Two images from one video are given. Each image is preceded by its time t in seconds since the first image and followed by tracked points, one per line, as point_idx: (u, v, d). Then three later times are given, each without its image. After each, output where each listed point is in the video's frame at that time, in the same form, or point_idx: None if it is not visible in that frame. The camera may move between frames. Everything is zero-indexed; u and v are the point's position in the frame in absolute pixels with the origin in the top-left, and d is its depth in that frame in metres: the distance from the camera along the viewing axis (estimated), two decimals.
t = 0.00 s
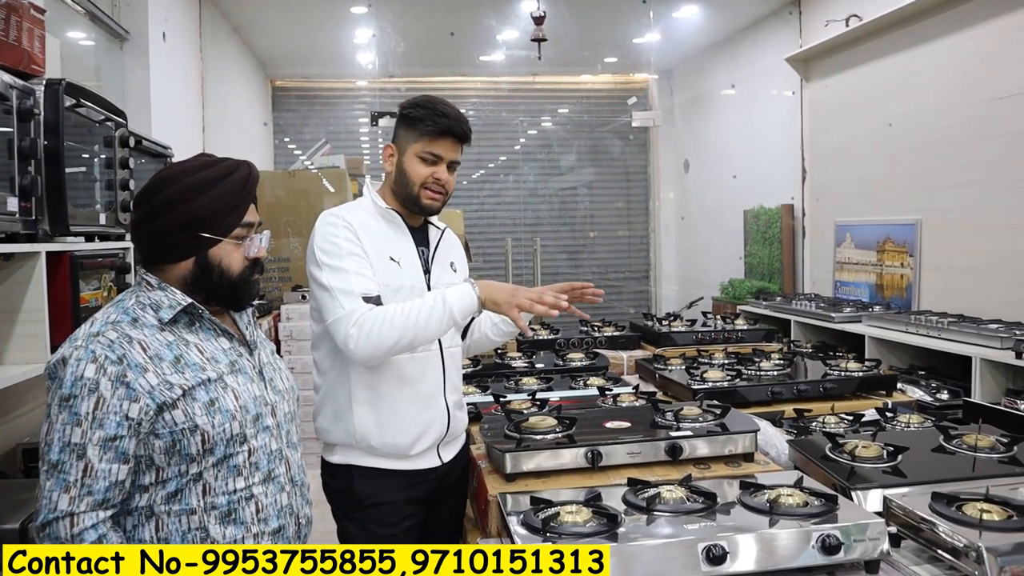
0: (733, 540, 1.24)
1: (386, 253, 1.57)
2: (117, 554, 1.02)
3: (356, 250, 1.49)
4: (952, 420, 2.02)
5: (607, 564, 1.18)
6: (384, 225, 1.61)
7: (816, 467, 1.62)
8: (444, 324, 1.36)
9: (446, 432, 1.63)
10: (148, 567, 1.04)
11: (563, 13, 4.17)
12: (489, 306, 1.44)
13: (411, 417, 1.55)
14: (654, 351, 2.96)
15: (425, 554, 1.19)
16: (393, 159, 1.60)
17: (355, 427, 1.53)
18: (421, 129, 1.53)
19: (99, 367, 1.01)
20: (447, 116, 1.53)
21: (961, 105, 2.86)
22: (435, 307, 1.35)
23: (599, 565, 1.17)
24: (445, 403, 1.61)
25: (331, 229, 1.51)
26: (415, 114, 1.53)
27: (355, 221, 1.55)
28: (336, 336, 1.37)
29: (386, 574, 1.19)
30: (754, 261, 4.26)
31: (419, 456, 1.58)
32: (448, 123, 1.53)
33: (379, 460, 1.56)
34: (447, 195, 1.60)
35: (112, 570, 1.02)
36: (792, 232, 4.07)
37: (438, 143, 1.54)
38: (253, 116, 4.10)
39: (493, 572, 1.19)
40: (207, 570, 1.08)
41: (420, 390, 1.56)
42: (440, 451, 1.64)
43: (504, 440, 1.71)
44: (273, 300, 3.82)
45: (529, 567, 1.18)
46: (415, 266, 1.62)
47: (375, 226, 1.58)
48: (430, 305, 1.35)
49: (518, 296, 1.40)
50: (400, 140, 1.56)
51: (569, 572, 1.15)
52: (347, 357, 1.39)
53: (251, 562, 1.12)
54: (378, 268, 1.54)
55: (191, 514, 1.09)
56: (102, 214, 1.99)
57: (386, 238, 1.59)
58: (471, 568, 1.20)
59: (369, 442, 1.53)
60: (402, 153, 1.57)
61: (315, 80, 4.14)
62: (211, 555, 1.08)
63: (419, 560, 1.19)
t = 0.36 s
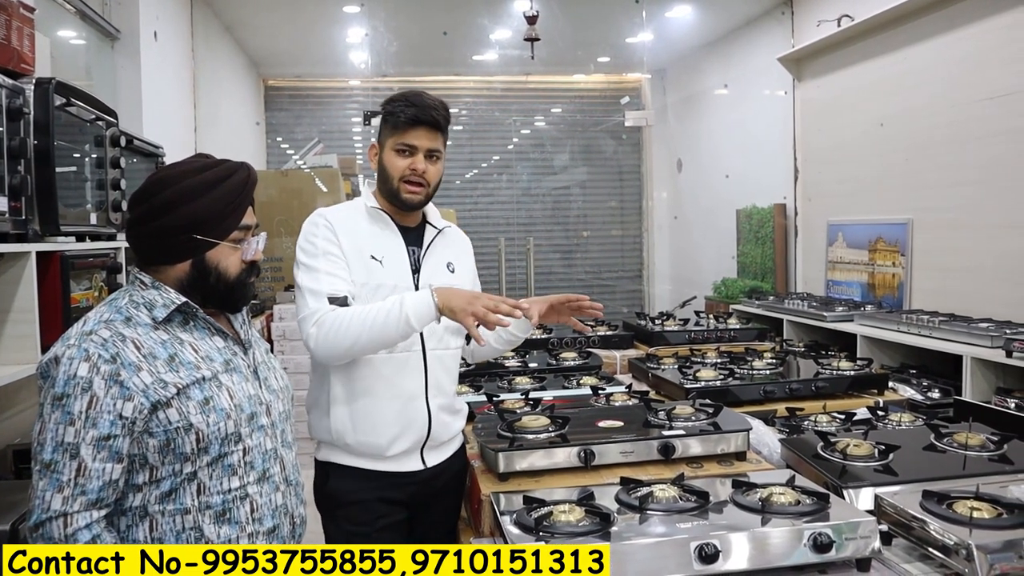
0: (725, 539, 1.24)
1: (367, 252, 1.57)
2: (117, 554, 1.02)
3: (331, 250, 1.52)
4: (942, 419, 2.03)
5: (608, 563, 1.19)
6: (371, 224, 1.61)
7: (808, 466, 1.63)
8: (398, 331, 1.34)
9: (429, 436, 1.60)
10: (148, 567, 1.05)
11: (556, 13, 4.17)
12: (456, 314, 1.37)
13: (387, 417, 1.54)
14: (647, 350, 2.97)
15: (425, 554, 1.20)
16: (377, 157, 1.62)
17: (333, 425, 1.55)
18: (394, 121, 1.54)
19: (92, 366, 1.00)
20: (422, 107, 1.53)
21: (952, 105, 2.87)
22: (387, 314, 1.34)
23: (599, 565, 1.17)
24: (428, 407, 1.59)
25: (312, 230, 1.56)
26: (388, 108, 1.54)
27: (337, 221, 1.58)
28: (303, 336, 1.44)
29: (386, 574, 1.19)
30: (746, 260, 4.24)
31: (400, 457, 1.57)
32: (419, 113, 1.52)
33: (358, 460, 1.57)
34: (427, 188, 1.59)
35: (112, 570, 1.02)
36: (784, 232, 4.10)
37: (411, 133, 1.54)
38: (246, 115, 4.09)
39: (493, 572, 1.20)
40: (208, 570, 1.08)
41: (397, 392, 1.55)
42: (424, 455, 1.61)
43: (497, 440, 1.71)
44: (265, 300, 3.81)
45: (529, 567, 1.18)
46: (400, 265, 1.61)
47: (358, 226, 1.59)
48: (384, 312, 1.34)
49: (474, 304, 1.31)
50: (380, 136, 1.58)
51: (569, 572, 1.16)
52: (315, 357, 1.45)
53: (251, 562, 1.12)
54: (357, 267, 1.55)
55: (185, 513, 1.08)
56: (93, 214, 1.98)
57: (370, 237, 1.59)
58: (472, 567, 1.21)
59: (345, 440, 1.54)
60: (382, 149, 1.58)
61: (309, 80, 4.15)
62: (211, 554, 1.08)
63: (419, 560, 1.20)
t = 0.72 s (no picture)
0: (720, 538, 1.24)
1: (353, 257, 1.59)
2: (117, 554, 1.03)
3: (310, 261, 1.56)
4: (936, 418, 2.03)
5: (608, 563, 1.21)
6: (359, 227, 1.62)
7: (802, 465, 1.63)
8: (361, 345, 1.44)
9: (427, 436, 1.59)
10: (148, 567, 1.05)
11: (551, 12, 4.17)
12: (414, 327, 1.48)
13: (383, 418, 1.55)
14: (642, 350, 2.97)
15: (425, 554, 1.24)
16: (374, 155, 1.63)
17: (330, 426, 1.57)
18: (393, 119, 1.55)
19: (88, 366, 1.00)
20: (419, 105, 1.54)
21: (945, 105, 2.88)
22: (349, 331, 1.43)
23: (599, 565, 1.19)
24: (424, 407, 1.59)
25: (297, 241, 1.60)
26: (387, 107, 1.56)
27: (321, 228, 1.60)
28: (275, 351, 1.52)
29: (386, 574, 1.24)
30: (741, 259, 4.30)
31: (397, 458, 1.57)
32: (415, 111, 1.54)
33: (356, 461, 1.57)
34: (420, 187, 1.58)
35: (112, 570, 1.03)
36: (779, 232, 4.13)
37: (407, 132, 1.55)
38: (241, 115, 4.07)
39: (493, 572, 1.22)
40: (208, 570, 1.09)
41: (393, 393, 1.56)
42: (423, 455, 1.60)
43: (492, 439, 1.71)
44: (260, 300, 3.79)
45: (529, 567, 1.20)
46: (389, 267, 1.61)
47: (345, 231, 1.60)
48: (346, 327, 1.44)
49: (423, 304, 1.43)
50: (378, 134, 1.60)
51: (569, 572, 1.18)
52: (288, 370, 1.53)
53: (251, 562, 1.13)
54: (341, 273, 1.57)
55: (182, 515, 1.08)
56: (88, 214, 1.98)
57: (357, 241, 1.60)
58: (471, 567, 1.24)
59: (343, 442, 1.55)
60: (379, 146, 1.59)
61: (303, 80, 4.13)
62: (211, 555, 1.09)
63: (419, 559, 1.24)
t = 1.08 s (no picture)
0: (716, 538, 1.24)
1: (340, 263, 1.60)
2: (117, 553, 1.03)
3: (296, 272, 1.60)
4: (931, 417, 2.04)
5: (608, 563, 1.21)
6: (348, 234, 1.63)
7: (798, 464, 1.64)
8: (302, 374, 1.46)
9: (418, 441, 1.59)
10: (148, 567, 1.05)
11: (547, 12, 4.17)
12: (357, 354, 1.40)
13: (370, 423, 1.55)
14: (638, 349, 2.98)
15: (425, 554, 1.23)
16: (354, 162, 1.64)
17: (321, 429, 1.59)
18: (365, 121, 1.57)
19: (84, 362, 0.99)
20: (390, 99, 1.56)
21: (940, 106, 2.90)
22: (293, 361, 1.46)
23: (599, 565, 1.20)
24: (415, 412, 1.58)
25: (287, 250, 1.63)
26: (356, 112, 1.58)
27: (308, 237, 1.62)
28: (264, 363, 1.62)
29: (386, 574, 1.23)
30: (738, 259, 4.29)
31: (387, 461, 1.57)
32: (383, 106, 1.55)
33: (346, 463, 1.58)
34: (408, 179, 1.58)
35: (112, 570, 1.03)
36: (774, 232, 4.16)
37: (380, 130, 1.56)
38: (236, 115, 4.04)
39: (493, 572, 1.22)
40: (208, 570, 1.09)
41: (381, 398, 1.56)
42: (413, 459, 1.60)
43: (488, 439, 1.71)
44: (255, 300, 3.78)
45: (529, 567, 1.20)
46: (377, 272, 1.61)
47: (334, 238, 1.62)
48: (292, 356, 1.46)
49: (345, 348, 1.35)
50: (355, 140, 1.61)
51: (569, 572, 1.17)
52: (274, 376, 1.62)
53: (251, 562, 1.14)
54: (328, 280, 1.59)
55: (179, 513, 1.08)
56: (83, 213, 1.97)
57: (345, 248, 1.61)
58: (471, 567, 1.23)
59: (333, 444, 1.57)
60: (356, 152, 1.60)
61: (299, 79, 4.11)
62: (211, 554, 1.09)
63: (419, 560, 1.23)
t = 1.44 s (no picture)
0: (714, 537, 1.24)
1: (334, 263, 1.60)
2: (117, 554, 1.04)
3: (291, 273, 1.61)
4: (928, 417, 2.04)
5: (608, 563, 1.21)
6: (341, 234, 1.63)
7: (795, 464, 1.64)
8: (308, 378, 1.46)
9: (413, 439, 1.59)
10: (148, 567, 1.06)
11: (544, 12, 4.17)
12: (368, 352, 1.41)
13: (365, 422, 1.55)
14: (635, 350, 2.98)
15: (425, 554, 1.24)
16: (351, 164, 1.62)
17: (318, 429, 1.60)
18: (365, 125, 1.55)
19: (74, 361, 0.99)
20: (392, 104, 1.54)
21: (936, 106, 2.90)
22: (297, 366, 1.47)
23: (599, 565, 1.20)
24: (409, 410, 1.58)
25: (282, 252, 1.65)
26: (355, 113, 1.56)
27: (303, 238, 1.63)
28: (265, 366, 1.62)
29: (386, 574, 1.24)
30: (734, 259, 4.32)
31: (383, 459, 1.57)
32: (384, 112, 1.54)
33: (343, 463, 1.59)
34: (408, 183, 1.60)
35: (112, 570, 1.04)
36: (772, 232, 4.24)
37: (382, 134, 1.55)
38: (232, 114, 4.04)
39: (493, 572, 1.22)
40: (207, 570, 1.09)
41: (375, 397, 1.56)
42: (409, 457, 1.60)
43: (486, 439, 1.71)
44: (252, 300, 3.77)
45: (528, 567, 1.20)
46: (371, 272, 1.61)
47: (327, 239, 1.63)
48: (297, 361, 1.46)
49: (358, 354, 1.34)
50: (353, 143, 1.59)
51: (569, 572, 1.18)
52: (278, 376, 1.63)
53: (250, 562, 1.14)
54: (322, 281, 1.59)
55: (170, 513, 1.07)
56: (79, 213, 1.97)
57: (338, 248, 1.62)
58: (471, 567, 1.24)
59: (329, 444, 1.58)
60: (355, 155, 1.58)
61: (296, 79, 4.10)
62: (211, 554, 1.09)
63: (419, 560, 1.24)
